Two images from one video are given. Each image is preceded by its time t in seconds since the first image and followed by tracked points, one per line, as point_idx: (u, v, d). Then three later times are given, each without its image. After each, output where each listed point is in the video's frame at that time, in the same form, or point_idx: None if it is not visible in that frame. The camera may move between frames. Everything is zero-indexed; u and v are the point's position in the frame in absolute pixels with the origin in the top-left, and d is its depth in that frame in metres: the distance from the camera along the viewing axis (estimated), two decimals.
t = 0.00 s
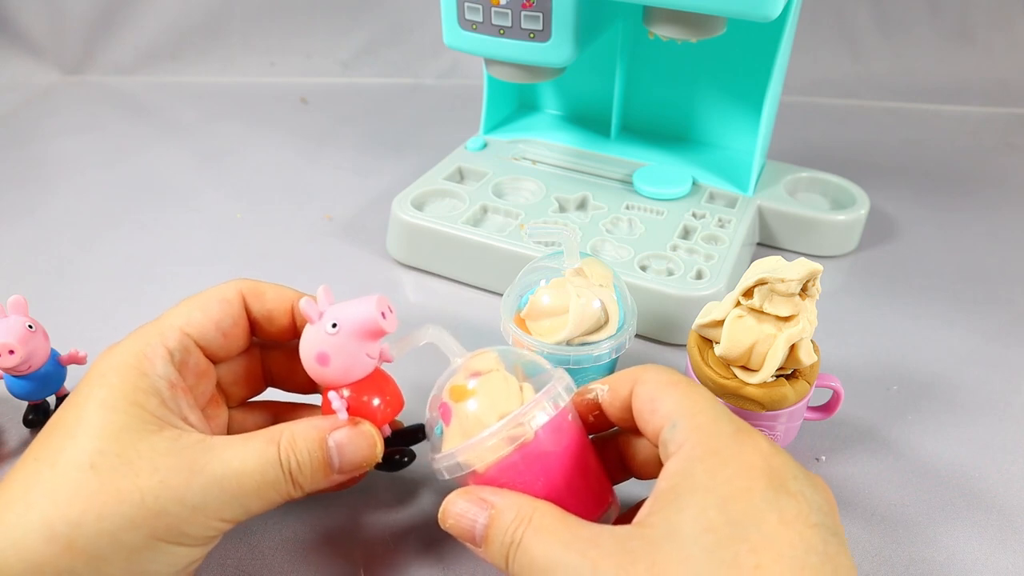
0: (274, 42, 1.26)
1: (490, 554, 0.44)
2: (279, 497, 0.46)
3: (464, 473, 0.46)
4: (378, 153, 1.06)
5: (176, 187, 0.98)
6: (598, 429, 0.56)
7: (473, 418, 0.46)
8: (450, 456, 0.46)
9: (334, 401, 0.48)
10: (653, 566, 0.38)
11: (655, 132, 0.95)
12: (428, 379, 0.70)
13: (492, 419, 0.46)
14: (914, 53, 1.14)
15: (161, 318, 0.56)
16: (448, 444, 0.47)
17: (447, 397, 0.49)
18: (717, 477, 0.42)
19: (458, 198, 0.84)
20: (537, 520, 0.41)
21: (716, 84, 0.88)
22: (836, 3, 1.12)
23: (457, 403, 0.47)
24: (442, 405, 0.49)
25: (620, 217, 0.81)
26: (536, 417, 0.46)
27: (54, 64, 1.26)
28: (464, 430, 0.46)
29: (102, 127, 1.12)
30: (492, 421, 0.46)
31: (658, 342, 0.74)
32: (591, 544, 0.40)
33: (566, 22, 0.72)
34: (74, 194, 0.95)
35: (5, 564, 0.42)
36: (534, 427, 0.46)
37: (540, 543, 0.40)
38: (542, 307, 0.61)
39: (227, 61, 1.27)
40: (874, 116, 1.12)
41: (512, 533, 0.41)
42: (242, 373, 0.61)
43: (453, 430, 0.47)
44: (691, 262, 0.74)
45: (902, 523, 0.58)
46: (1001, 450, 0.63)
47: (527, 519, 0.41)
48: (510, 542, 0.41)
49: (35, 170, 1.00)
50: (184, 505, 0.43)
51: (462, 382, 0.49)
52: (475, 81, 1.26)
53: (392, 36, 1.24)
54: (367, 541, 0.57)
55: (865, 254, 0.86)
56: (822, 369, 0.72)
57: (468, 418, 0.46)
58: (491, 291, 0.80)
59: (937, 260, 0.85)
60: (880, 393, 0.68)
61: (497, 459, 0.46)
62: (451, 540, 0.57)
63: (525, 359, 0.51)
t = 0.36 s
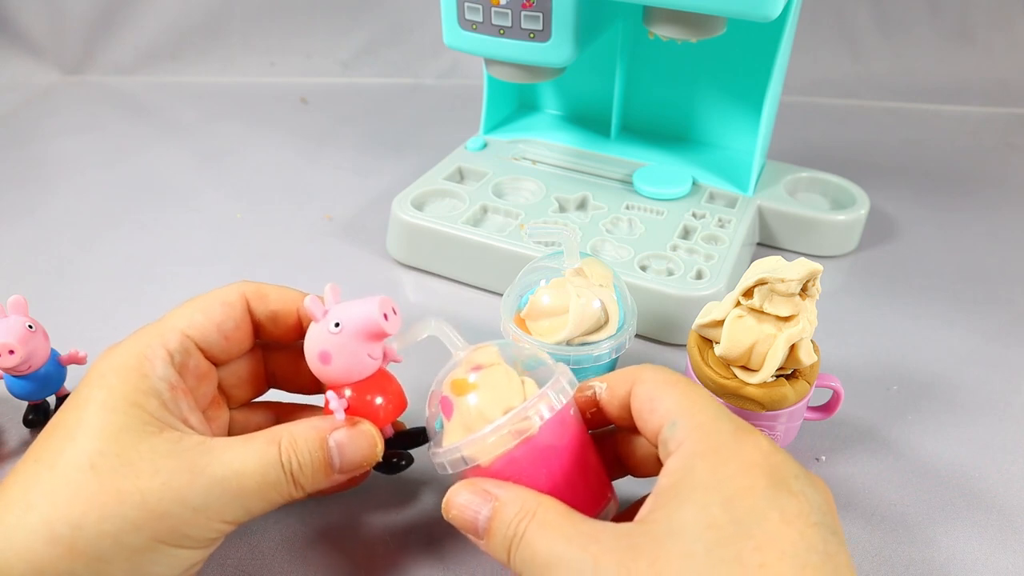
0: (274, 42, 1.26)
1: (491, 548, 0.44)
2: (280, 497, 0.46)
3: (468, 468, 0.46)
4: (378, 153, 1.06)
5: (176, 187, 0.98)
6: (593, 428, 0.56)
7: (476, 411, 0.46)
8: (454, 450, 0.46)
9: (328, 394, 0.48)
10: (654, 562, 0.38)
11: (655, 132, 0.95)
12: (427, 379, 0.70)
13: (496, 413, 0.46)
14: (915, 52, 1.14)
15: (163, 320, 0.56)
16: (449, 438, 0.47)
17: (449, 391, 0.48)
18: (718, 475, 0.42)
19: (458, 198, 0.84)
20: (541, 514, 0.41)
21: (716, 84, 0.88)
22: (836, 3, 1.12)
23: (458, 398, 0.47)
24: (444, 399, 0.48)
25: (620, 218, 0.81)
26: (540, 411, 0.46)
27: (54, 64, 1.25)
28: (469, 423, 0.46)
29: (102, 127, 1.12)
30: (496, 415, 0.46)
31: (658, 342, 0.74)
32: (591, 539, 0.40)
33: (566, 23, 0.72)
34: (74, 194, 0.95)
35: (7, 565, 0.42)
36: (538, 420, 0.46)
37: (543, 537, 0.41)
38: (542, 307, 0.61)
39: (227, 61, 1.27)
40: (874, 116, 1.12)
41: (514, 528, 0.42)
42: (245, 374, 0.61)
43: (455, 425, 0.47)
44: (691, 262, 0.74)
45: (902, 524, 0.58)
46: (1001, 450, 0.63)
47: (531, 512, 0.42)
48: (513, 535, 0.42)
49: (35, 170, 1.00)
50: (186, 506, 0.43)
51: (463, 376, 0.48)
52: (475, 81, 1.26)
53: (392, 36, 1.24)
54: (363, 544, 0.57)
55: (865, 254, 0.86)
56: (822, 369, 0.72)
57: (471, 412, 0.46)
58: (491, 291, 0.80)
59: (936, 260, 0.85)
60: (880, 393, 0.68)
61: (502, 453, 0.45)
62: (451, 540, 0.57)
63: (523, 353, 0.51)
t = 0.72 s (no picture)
0: (274, 42, 1.26)
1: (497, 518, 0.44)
2: (262, 481, 0.46)
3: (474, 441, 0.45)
4: (378, 153, 1.06)
5: (176, 187, 0.98)
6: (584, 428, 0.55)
7: (497, 387, 0.44)
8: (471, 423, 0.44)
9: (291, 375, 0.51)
10: (670, 547, 0.38)
11: (655, 132, 0.95)
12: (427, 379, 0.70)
13: (518, 392, 0.44)
14: (915, 53, 1.14)
15: (166, 322, 0.56)
16: (460, 407, 0.45)
17: (466, 360, 0.46)
18: (719, 468, 0.42)
19: (458, 198, 0.84)
20: (560, 490, 0.42)
21: (716, 84, 0.88)
22: (837, 3, 1.12)
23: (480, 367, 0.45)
24: (456, 366, 0.46)
25: (621, 218, 0.81)
26: (561, 399, 0.45)
27: (54, 64, 1.25)
28: (489, 397, 0.44)
29: (102, 127, 1.12)
30: (519, 394, 0.44)
31: (658, 342, 0.74)
32: (609, 522, 0.40)
33: (566, 23, 0.72)
34: (74, 194, 0.95)
35: None
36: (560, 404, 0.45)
37: (558, 511, 0.41)
38: (542, 307, 0.61)
39: (227, 61, 1.27)
40: (874, 116, 1.12)
41: (527, 501, 0.41)
42: (253, 382, 0.61)
43: (470, 396, 0.45)
44: (691, 262, 0.74)
45: (902, 523, 0.58)
46: (1001, 450, 0.63)
47: (550, 488, 0.42)
48: (527, 506, 0.41)
49: (35, 170, 1.00)
50: (166, 492, 0.43)
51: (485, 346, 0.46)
52: (475, 81, 1.26)
53: (392, 35, 1.24)
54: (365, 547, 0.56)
55: (865, 254, 0.86)
56: (822, 369, 0.72)
57: (495, 386, 0.44)
58: (491, 291, 0.80)
59: (936, 259, 0.85)
60: (880, 393, 0.68)
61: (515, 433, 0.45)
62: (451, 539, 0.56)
63: (536, 330, 0.50)
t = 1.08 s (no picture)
0: (274, 42, 1.26)
1: (506, 516, 0.43)
2: (269, 492, 0.46)
3: (486, 440, 0.44)
4: (378, 153, 1.06)
5: (176, 187, 0.98)
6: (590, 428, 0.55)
7: (509, 388, 0.44)
8: (480, 423, 0.44)
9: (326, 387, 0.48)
10: (684, 544, 0.38)
11: (656, 132, 0.95)
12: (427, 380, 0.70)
13: (531, 393, 0.44)
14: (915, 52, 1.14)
15: (160, 322, 0.56)
16: (472, 406, 0.45)
17: (478, 359, 0.46)
18: (730, 467, 0.42)
19: (458, 198, 0.84)
20: (572, 490, 0.41)
21: (716, 84, 0.88)
22: (836, 3, 1.12)
23: (494, 367, 0.45)
24: (468, 366, 0.46)
25: (621, 217, 0.81)
26: (574, 400, 0.45)
27: (54, 64, 1.25)
28: (502, 399, 0.44)
29: (102, 127, 1.12)
30: (533, 395, 0.44)
31: (658, 342, 0.74)
32: (620, 521, 0.40)
33: (565, 23, 0.72)
34: (74, 194, 0.95)
35: None
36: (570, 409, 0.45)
37: (571, 512, 0.40)
38: (542, 307, 0.61)
39: (227, 61, 1.27)
40: (874, 116, 1.12)
41: (540, 498, 0.41)
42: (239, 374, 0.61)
43: (482, 396, 0.45)
44: (691, 262, 0.74)
45: (902, 523, 0.58)
46: (1001, 450, 0.63)
47: (563, 488, 0.41)
48: (539, 506, 0.41)
49: (35, 170, 1.00)
50: (172, 500, 0.43)
51: (497, 346, 0.46)
52: (475, 80, 1.26)
53: (392, 35, 1.24)
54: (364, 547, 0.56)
55: (865, 254, 0.86)
56: (822, 370, 0.72)
57: (508, 386, 0.45)
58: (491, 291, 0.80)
59: (936, 259, 0.85)
60: (880, 393, 0.68)
61: (527, 434, 0.44)
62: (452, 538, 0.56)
63: (543, 332, 0.50)
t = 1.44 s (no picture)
0: (274, 42, 1.26)
1: (498, 515, 0.43)
2: (272, 491, 0.46)
3: (479, 442, 0.44)
4: (378, 153, 1.06)
5: (176, 187, 0.98)
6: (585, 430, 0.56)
7: (500, 389, 0.44)
8: (472, 424, 0.44)
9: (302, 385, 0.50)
10: (674, 533, 0.38)
11: (655, 132, 0.95)
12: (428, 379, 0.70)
13: (524, 394, 0.44)
14: (915, 52, 1.14)
15: (173, 325, 0.56)
16: (464, 408, 0.45)
17: (470, 360, 0.46)
18: (717, 458, 0.42)
19: (458, 198, 0.84)
20: (562, 486, 0.41)
21: (716, 84, 0.88)
22: (836, 3, 1.12)
23: (486, 368, 0.45)
24: (460, 367, 0.46)
25: (621, 217, 0.81)
26: (567, 401, 0.45)
27: (54, 64, 1.25)
28: (494, 400, 0.44)
29: (102, 127, 1.12)
30: (526, 396, 0.44)
31: (658, 342, 0.74)
32: (608, 514, 0.40)
33: (566, 23, 0.72)
34: (74, 194, 0.95)
35: None
36: (562, 412, 0.44)
37: (559, 507, 0.40)
38: (542, 307, 0.61)
39: (227, 62, 1.27)
40: (874, 116, 1.12)
41: (530, 495, 0.41)
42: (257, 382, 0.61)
43: (476, 397, 0.44)
44: (691, 262, 0.74)
45: (902, 523, 0.58)
46: (1001, 450, 0.63)
47: (553, 484, 0.41)
48: (529, 502, 0.41)
49: (35, 170, 1.00)
50: (175, 504, 0.43)
51: (489, 348, 0.46)
52: (475, 81, 1.26)
53: (392, 35, 1.25)
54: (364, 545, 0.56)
55: (865, 254, 0.86)
56: (822, 369, 0.72)
57: (501, 388, 0.44)
58: (491, 291, 0.80)
59: (936, 259, 0.85)
60: (880, 393, 0.68)
61: (521, 435, 0.44)
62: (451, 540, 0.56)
63: (539, 336, 0.50)
